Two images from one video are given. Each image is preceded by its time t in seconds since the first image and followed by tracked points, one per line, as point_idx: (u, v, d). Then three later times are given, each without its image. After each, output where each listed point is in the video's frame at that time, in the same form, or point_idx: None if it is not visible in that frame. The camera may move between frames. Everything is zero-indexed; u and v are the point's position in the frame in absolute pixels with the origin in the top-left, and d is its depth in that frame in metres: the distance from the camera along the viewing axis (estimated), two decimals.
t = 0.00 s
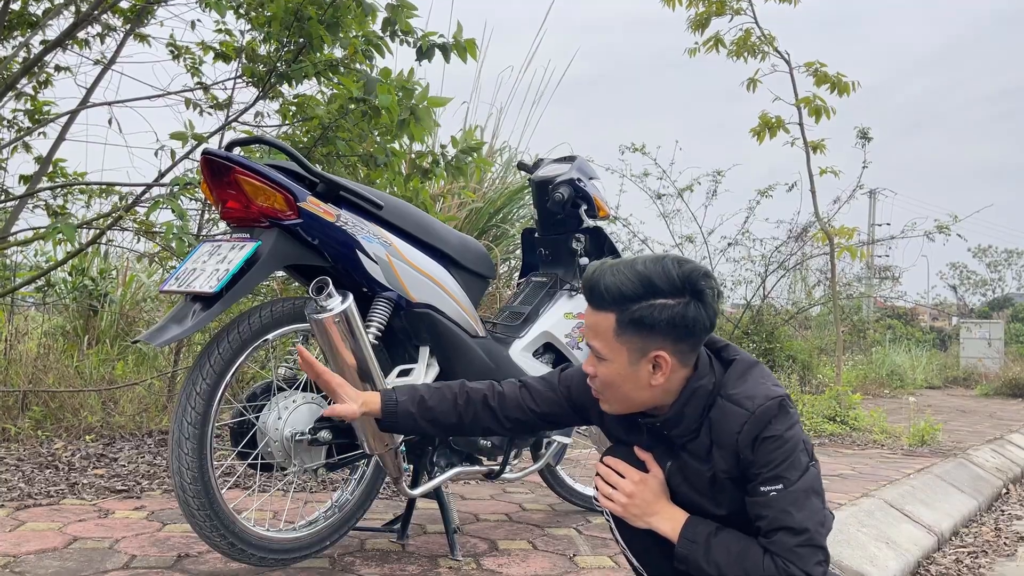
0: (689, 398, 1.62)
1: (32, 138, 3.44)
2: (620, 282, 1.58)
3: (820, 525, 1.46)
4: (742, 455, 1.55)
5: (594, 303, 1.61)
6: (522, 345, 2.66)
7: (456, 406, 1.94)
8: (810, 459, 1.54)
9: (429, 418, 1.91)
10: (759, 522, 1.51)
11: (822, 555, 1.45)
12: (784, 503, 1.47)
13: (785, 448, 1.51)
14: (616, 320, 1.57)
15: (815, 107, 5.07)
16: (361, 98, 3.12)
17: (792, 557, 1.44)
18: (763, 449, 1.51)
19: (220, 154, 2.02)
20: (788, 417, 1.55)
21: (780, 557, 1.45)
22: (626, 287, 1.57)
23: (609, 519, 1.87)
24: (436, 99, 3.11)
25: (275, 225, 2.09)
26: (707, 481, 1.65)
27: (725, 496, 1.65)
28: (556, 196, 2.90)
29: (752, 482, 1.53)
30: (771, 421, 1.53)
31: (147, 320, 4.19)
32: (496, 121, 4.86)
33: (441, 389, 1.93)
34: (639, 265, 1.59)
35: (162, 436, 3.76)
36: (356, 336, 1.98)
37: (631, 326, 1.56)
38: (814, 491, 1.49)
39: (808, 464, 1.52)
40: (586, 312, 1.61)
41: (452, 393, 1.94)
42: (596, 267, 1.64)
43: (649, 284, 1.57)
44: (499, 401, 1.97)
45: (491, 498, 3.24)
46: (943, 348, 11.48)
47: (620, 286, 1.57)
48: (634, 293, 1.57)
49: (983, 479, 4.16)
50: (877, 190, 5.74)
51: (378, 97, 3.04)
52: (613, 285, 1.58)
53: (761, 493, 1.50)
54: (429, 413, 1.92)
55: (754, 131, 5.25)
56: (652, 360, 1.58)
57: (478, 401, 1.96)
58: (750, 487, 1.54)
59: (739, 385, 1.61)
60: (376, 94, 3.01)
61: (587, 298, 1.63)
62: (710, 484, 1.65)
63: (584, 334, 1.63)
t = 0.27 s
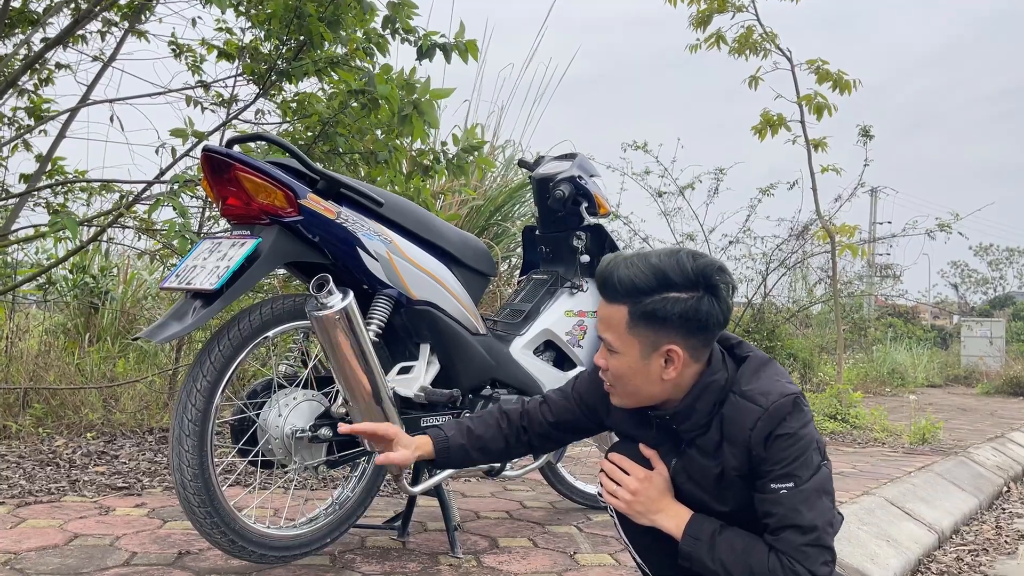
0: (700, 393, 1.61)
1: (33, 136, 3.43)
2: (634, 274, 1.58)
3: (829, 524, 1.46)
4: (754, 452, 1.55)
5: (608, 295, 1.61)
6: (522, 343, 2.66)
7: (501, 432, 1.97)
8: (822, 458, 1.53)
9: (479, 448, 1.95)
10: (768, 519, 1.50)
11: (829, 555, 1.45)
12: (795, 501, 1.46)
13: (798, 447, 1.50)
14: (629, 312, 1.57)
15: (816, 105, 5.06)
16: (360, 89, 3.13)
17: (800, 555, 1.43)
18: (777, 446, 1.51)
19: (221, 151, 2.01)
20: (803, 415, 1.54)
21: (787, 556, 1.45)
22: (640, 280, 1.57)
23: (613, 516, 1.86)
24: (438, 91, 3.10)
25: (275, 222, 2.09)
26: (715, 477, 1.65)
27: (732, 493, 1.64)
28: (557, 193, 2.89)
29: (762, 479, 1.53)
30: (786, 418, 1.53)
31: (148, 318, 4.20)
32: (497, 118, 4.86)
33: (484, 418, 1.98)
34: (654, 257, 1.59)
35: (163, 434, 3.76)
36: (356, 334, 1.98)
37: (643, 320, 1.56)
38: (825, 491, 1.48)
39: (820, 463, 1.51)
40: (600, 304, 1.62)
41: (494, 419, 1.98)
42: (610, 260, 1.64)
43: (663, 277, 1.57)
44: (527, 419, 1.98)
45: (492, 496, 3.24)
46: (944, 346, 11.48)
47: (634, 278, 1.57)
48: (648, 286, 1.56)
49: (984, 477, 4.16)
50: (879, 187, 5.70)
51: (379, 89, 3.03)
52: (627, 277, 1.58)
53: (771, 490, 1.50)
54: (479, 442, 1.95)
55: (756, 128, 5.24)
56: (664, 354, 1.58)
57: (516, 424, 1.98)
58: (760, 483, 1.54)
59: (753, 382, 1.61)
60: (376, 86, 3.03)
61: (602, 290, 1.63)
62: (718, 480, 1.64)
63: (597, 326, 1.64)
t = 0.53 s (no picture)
0: (721, 386, 1.62)
1: (33, 133, 3.43)
2: (661, 263, 1.58)
3: (838, 529, 1.45)
4: (770, 450, 1.54)
5: (634, 284, 1.61)
6: (523, 340, 2.65)
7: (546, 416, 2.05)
8: (839, 463, 1.52)
9: (527, 434, 2.03)
10: (776, 518, 1.50)
11: (835, 559, 1.44)
12: (805, 503, 1.46)
13: (814, 448, 1.50)
14: (653, 302, 1.57)
15: (818, 102, 5.05)
16: (361, 83, 3.13)
17: (804, 557, 1.43)
18: (793, 446, 1.51)
19: (221, 148, 2.01)
20: (823, 417, 1.53)
21: (792, 556, 1.44)
22: (666, 269, 1.57)
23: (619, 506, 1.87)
24: (441, 92, 3.08)
25: (276, 219, 2.09)
26: (726, 472, 1.64)
27: (742, 489, 1.64)
28: (558, 189, 2.87)
29: (775, 477, 1.52)
30: (805, 418, 1.52)
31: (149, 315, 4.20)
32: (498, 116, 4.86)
33: (532, 405, 2.06)
34: (681, 247, 1.59)
35: (164, 431, 3.76)
36: (356, 330, 1.98)
37: (667, 309, 1.56)
38: (838, 496, 1.47)
39: (836, 467, 1.50)
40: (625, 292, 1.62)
41: (542, 406, 2.05)
42: (636, 248, 1.64)
43: (690, 267, 1.56)
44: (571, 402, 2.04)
45: (493, 493, 3.24)
46: (945, 344, 11.47)
47: (660, 267, 1.57)
48: (674, 275, 1.56)
49: (985, 475, 4.15)
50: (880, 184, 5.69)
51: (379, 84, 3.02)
52: (654, 266, 1.58)
53: (783, 489, 1.49)
54: (528, 428, 2.04)
55: (757, 126, 5.24)
56: (687, 344, 1.58)
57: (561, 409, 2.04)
58: (772, 482, 1.53)
59: (776, 380, 1.61)
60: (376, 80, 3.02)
61: (628, 279, 1.64)
62: (729, 475, 1.64)
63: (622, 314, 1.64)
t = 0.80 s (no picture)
0: (738, 379, 1.62)
1: (34, 131, 3.43)
2: (684, 253, 1.58)
3: (846, 529, 1.45)
4: (782, 446, 1.54)
5: (655, 273, 1.62)
6: (523, 337, 2.65)
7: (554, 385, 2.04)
8: (850, 464, 1.52)
9: (529, 399, 2.05)
10: (783, 514, 1.50)
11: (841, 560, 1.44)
12: (815, 501, 1.46)
13: (827, 447, 1.50)
14: (674, 291, 1.58)
15: (819, 99, 5.05)
16: (362, 86, 3.12)
17: (810, 555, 1.43)
18: (806, 444, 1.51)
19: (221, 144, 2.01)
20: (838, 416, 1.53)
21: (798, 553, 1.44)
22: (688, 259, 1.57)
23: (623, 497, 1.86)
24: (440, 94, 3.10)
25: (275, 216, 2.09)
26: (736, 467, 1.64)
27: (751, 485, 1.64)
28: (557, 186, 2.89)
29: (786, 474, 1.53)
30: (820, 416, 1.52)
31: (150, 312, 4.20)
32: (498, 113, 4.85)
33: (539, 372, 2.06)
34: (703, 238, 1.59)
35: (164, 429, 3.77)
36: (356, 328, 1.98)
37: (687, 299, 1.57)
38: (848, 497, 1.47)
39: (847, 468, 1.50)
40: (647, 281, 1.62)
41: (549, 375, 2.06)
42: (657, 239, 1.65)
43: (712, 257, 1.57)
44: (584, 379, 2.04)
45: (493, 490, 3.24)
46: (946, 341, 11.46)
47: (681, 257, 1.58)
48: (696, 265, 1.57)
49: (986, 472, 4.16)
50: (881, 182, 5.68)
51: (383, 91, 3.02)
52: (676, 255, 1.59)
53: (793, 485, 1.49)
54: (531, 395, 2.06)
55: (758, 123, 5.23)
56: (707, 335, 1.59)
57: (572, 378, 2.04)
58: (782, 479, 1.53)
59: (793, 377, 1.61)
60: (377, 82, 3.05)
61: (649, 269, 1.64)
62: (738, 470, 1.64)
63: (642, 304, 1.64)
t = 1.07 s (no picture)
0: (741, 375, 1.61)
1: (34, 128, 3.43)
2: (686, 249, 1.58)
3: (844, 525, 1.45)
4: (785, 441, 1.54)
5: (657, 270, 1.62)
6: (523, 335, 2.65)
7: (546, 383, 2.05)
8: (852, 462, 1.52)
9: (522, 397, 2.06)
10: (782, 508, 1.50)
11: (838, 555, 1.44)
12: (815, 495, 1.45)
13: (830, 443, 1.49)
14: (676, 287, 1.57)
15: (819, 97, 5.04)
16: (364, 84, 3.11)
17: (807, 549, 1.43)
18: (808, 439, 1.51)
19: (220, 142, 2.00)
20: (841, 413, 1.53)
21: (796, 547, 1.44)
22: (690, 255, 1.57)
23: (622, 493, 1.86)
24: (439, 86, 3.09)
25: (275, 213, 2.09)
26: (738, 463, 1.64)
27: (752, 482, 1.64)
28: (557, 184, 2.89)
29: (787, 469, 1.52)
30: (823, 413, 1.52)
31: (150, 310, 4.20)
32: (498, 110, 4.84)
33: (530, 370, 2.07)
34: (704, 234, 1.59)
35: (164, 426, 3.76)
36: (356, 325, 1.98)
37: (690, 295, 1.57)
38: (848, 493, 1.47)
39: (848, 465, 1.50)
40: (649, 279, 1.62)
41: (540, 372, 2.07)
42: (658, 236, 1.65)
43: (714, 253, 1.57)
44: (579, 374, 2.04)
45: (493, 487, 3.24)
46: (946, 338, 11.46)
47: (683, 253, 1.58)
48: (698, 261, 1.56)
49: (986, 469, 4.15)
50: (881, 179, 5.67)
51: (384, 88, 3.02)
52: (678, 252, 1.58)
53: (793, 480, 1.49)
54: (524, 393, 2.06)
55: (759, 120, 5.23)
56: (710, 330, 1.58)
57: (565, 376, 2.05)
58: (783, 474, 1.53)
59: (796, 373, 1.61)
60: (380, 81, 3.02)
61: (651, 266, 1.64)
62: (740, 466, 1.64)
63: (644, 302, 1.64)
